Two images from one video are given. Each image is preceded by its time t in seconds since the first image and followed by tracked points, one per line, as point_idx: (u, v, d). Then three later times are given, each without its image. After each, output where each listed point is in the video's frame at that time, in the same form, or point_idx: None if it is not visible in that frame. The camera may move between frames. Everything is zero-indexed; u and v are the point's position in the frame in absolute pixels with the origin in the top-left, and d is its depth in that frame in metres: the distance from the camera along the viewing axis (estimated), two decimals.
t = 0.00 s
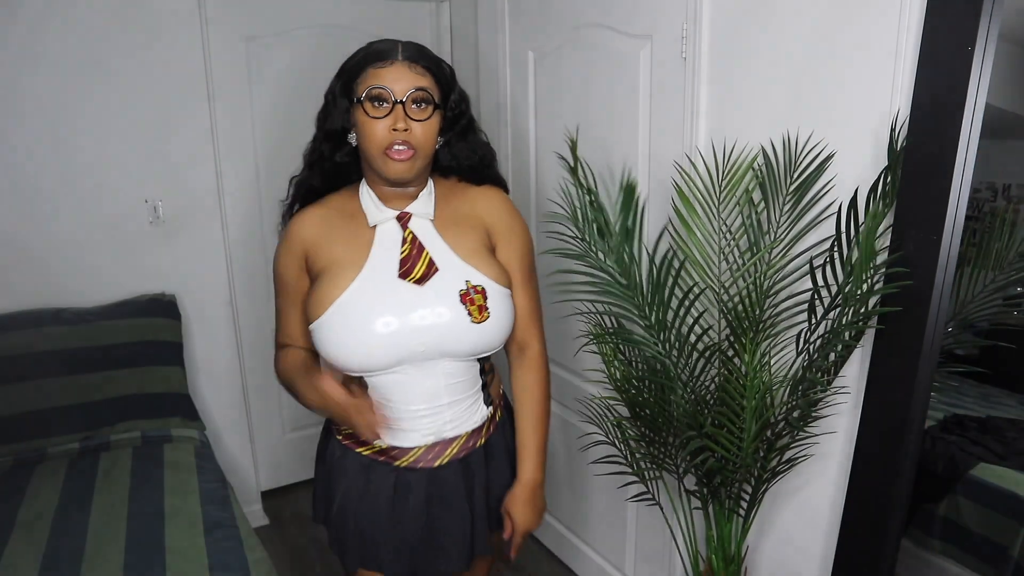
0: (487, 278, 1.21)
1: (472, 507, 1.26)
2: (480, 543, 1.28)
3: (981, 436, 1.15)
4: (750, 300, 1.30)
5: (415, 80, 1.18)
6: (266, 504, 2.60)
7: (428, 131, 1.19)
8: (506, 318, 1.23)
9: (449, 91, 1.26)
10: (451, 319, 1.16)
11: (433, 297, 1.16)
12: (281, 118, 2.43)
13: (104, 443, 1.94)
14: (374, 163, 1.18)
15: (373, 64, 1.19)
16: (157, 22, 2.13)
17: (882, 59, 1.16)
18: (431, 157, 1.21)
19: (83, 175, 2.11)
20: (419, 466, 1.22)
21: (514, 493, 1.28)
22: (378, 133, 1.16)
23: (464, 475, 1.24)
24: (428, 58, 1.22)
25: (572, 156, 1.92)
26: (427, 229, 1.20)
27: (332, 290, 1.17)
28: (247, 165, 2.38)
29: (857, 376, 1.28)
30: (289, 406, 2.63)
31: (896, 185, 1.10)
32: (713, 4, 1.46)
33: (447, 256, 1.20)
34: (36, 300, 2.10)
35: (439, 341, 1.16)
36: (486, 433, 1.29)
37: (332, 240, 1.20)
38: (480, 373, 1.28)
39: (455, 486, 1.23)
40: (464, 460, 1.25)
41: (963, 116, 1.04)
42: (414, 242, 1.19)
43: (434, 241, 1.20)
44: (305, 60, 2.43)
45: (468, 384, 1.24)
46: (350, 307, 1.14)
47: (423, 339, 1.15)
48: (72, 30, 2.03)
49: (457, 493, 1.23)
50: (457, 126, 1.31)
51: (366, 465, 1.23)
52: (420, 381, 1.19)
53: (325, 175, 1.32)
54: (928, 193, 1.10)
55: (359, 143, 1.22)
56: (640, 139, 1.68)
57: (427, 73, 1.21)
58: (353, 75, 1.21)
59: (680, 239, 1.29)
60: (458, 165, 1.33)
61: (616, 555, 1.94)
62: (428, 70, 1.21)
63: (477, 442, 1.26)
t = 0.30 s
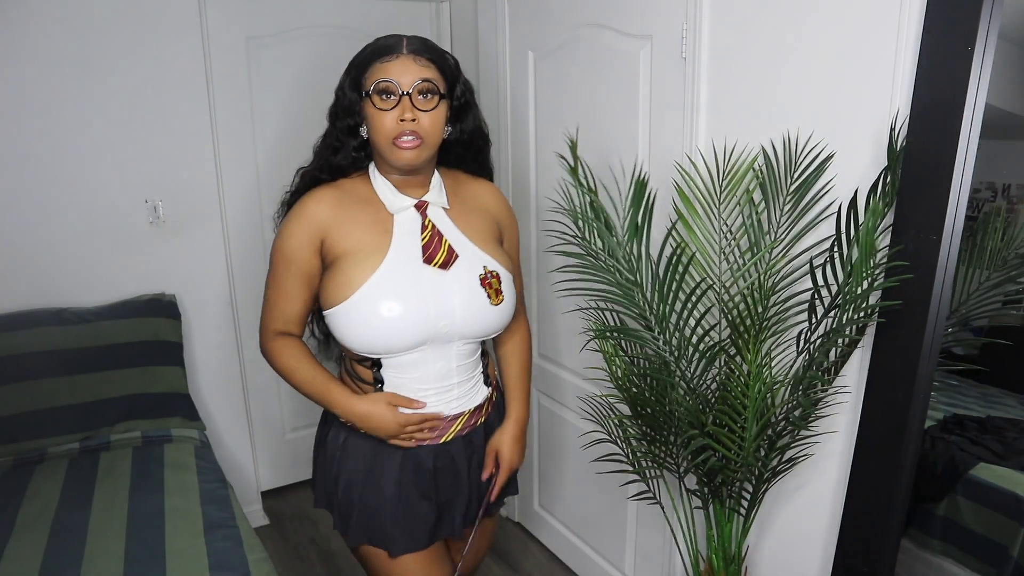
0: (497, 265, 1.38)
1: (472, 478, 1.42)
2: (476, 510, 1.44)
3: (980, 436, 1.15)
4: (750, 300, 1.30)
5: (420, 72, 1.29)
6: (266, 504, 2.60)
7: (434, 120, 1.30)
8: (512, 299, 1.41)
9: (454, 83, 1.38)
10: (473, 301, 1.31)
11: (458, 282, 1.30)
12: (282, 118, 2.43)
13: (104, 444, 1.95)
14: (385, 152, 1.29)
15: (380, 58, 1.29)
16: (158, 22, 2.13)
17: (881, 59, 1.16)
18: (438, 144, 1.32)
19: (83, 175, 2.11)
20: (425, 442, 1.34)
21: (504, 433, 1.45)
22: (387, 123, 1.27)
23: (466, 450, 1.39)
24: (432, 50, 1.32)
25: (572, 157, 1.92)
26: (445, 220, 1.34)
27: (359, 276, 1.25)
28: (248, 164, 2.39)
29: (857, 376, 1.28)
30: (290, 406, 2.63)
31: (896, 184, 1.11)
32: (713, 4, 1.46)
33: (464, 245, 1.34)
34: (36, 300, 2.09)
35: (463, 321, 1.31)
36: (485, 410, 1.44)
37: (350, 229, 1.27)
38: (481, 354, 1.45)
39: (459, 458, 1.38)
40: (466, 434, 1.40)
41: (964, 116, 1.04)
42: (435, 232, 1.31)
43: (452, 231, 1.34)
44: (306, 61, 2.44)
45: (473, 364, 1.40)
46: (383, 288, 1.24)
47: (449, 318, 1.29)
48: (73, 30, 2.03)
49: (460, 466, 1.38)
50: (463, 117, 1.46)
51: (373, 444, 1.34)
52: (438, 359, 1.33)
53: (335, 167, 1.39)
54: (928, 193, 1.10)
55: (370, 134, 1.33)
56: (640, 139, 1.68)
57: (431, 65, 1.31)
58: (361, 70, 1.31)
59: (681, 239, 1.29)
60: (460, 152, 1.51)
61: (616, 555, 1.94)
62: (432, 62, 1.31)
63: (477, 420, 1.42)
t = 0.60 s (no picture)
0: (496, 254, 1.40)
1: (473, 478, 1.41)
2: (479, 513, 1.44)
3: (981, 436, 1.15)
4: (750, 301, 1.30)
5: (406, 76, 1.30)
6: (266, 504, 2.60)
7: (424, 121, 1.31)
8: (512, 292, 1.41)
9: (442, 84, 1.39)
10: (474, 290, 1.32)
11: (458, 270, 1.31)
12: (281, 117, 2.43)
13: (104, 444, 1.95)
14: (380, 157, 1.31)
15: (367, 66, 1.31)
16: (158, 22, 2.13)
17: (881, 60, 1.16)
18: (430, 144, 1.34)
19: (83, 175, 2.11)
20: (429, 443, 1.34)
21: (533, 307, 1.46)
22: (379, 129, 1.29)
23: (467, 451, 1.39)
24: (416, 53, 1.34)
25: (573, 156, 1.92)
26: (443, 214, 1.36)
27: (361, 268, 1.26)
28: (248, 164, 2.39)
29: (857, 377, 1.28)
30: (290, 406, 2.63)
31: (895, 185, 1.10)
32: (713, 3, 1.46)
33: (464, 238, 1.35)
34: (36, 300, 2.09)
35: (464, 312, 1.31)
36: (487, 410, 1.44)
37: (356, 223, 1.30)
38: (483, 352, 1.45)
39: (459, 459, 1.37)
40: (469, 435, 1.39)
41: (964, 116, 1.04)
42: (434, 225, 1.32)
43: (451, 224, 1.35)
44: (305, 61, 2.44)
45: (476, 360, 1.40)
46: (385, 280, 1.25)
47: (451, 307, 1.29)
48: (73, 31, 2.03)
49: (460, 466, 1.37)
50: (453, 116, 1.46)
51: (378, 443, 1.34)
52: (441, 353, 1.33)
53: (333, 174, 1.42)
54: (928, 193, 1.10)
55: (364, 140, 1.35)
56: (640, 138, 1.68)
57: (416, 68, 1.32)
58: (349, 79, 1.32)
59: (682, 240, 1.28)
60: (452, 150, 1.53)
61: (615, 555, 1.95)
62: (417, 65, 1.33)
63: (480, 421, 1.42)
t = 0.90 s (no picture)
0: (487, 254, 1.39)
1: (465, 485, 1.40)
2: (473, 523, 1.41)
3: (980, 436, 1.16)
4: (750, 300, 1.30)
5: (394, 80, 1.30)
6: (266, 504, 2.60)
7: (413, 124, 1.32)
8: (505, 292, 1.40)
9: (429, 86, 1.39)
10: (461, 289, 1.32)
11: (444, 269, 1.31)
12: (281, 117, 2.43)
13: (103, 444, 1.96)
14: (371, 159, 1.32)
15: (356, 71, 1.31)
16: (159, 22, 2.13)
17: (881, 60, 1.16)
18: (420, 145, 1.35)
19: (83, 175, 2.11)
20: (418, 443, 1.34)
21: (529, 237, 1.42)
22: (369, 132, 1.30)
23: (459, 454, 1.38)
24: (404, 57, 1.34)
25: (572, 156, 1.92)
26: (432, 213, 1.36)
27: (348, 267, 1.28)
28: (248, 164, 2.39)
29: (857, 377, 1.27)
30: (290, 406, 2.63)
31: (895, 185, 1.10)
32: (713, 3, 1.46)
33: (453, 238, 1.36)
34: (36, 300, 2.09)
35: (450, 309, 1.31)
36: (481, 411, 1.43)
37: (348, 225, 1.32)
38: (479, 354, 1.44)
39: (449, 462, 1.36)
40: (461, 436, 1.38)
41: (964, 116, 1.04)
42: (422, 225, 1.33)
43: (441, 224, 1.36)
44: (306, 61, 2.44)
45: (468, 360, 1.39)
46: (370, 279, 1.27)
47: (436, 306, 1.30)
48: (73, 30, 2.03)
49: (451, 470, 1.36)
50: (443, 117, 1.46)
51: (370, 441, 1.35)
52: (428, 351, 1.33)
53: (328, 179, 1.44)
54: (928, 193, 1.10)
55: (355, 143, 1.35)
56: (640, 138, 1.68)
57: (404, 71, 1.32)
58: (340, 84, 1.33)
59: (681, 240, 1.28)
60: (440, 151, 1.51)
61: (615, 556, 1.95)
62: (405, 69, 1.33)
63: (473, 422, 1.41)
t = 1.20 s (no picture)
0: (482, 256, 1.39)
1: (461, 484, 1.40)
2: (465, 522, 1.41)
3: (980, 436, 1.16)
4: (751, 300, 1.30)
5: (397, 81, 1.31)
6: (266, 504, 2.60)
7: (414, 124, 1.32)
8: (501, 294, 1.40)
9: (431, 89, 1.39)
10: (454, 290, 1.32)
11: (437, 270, 1.31)
12: (281, 117, 2.43)
13: (103, 444, 1.96)
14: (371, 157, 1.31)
15: (359, 71, 1.31)
16: (158, 22, 2.13)
17: (881, 59, 1.16)
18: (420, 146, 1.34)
19: (83, 175, 2.11)
20: (412, 442, 1.35)
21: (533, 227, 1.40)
22: (370, 130, 1.29)
23: (453, 454, 1.38)
24: (406, 59, 1.34)
25: (572, 156, 1.91)
26: (427, 215, 1.36)
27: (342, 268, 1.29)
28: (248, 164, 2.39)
29: (857, 377, 1.27)
30: (289, 406, 2.63)
31: (895, 184, 1.10)
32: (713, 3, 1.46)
33: (447, 239, 1.36)
34: (36, 300, 2.09)
35: (443, 311, 1.31)
36: (475, 410, 1.43)
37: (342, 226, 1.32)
38: (474, 354, 1.44)
39: (444, 461, 1.36)
40: (455, 435, 1.38)
41: (964, 116, 1.04)
42: (416, 227, 1.33)
43: (436, 226, 1.36)
44: (305, 60, 2.44)
45: (463, 360, 1.39)
46: (363, 280, 1.27)
47: (428, 307, 1.30)
48: (73, 30, 2.03)
49: (446, 469, 1.37)
50: (443, 119, 1.46)
51: (365, 440, 1.36)
52: (421, 351, 1.33)
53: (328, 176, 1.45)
54: (928, 193, 1.10)
55: (355, 142, 1.35)
56: (641, 138, 1.68)
57: (407, 72, 1.33)
58: (342, 84, 1.33)
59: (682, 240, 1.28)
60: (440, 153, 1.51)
61: (615, 555, 1.95)
62: (408, 71, 1.33)
63: (467, 421, 1.41)
